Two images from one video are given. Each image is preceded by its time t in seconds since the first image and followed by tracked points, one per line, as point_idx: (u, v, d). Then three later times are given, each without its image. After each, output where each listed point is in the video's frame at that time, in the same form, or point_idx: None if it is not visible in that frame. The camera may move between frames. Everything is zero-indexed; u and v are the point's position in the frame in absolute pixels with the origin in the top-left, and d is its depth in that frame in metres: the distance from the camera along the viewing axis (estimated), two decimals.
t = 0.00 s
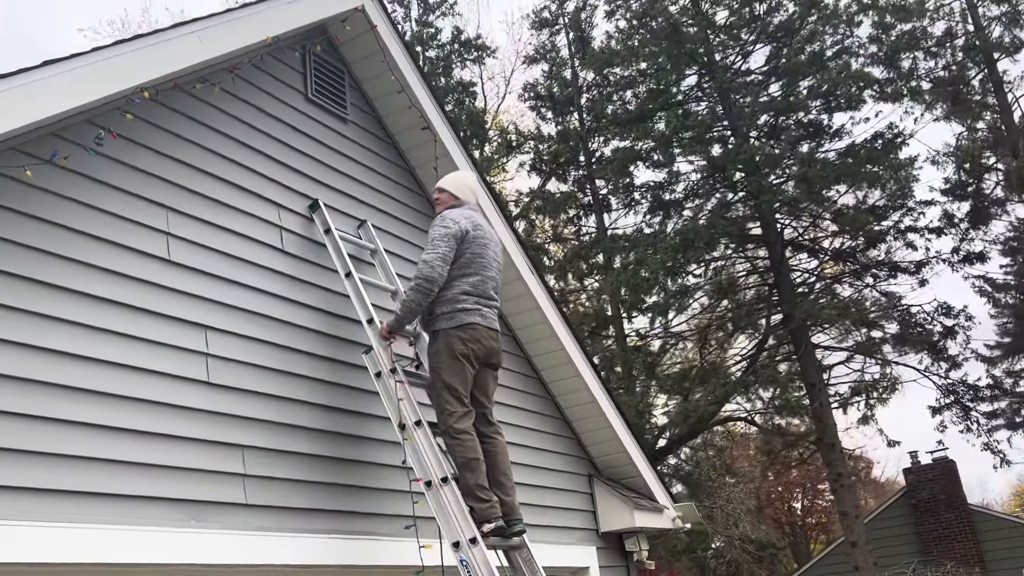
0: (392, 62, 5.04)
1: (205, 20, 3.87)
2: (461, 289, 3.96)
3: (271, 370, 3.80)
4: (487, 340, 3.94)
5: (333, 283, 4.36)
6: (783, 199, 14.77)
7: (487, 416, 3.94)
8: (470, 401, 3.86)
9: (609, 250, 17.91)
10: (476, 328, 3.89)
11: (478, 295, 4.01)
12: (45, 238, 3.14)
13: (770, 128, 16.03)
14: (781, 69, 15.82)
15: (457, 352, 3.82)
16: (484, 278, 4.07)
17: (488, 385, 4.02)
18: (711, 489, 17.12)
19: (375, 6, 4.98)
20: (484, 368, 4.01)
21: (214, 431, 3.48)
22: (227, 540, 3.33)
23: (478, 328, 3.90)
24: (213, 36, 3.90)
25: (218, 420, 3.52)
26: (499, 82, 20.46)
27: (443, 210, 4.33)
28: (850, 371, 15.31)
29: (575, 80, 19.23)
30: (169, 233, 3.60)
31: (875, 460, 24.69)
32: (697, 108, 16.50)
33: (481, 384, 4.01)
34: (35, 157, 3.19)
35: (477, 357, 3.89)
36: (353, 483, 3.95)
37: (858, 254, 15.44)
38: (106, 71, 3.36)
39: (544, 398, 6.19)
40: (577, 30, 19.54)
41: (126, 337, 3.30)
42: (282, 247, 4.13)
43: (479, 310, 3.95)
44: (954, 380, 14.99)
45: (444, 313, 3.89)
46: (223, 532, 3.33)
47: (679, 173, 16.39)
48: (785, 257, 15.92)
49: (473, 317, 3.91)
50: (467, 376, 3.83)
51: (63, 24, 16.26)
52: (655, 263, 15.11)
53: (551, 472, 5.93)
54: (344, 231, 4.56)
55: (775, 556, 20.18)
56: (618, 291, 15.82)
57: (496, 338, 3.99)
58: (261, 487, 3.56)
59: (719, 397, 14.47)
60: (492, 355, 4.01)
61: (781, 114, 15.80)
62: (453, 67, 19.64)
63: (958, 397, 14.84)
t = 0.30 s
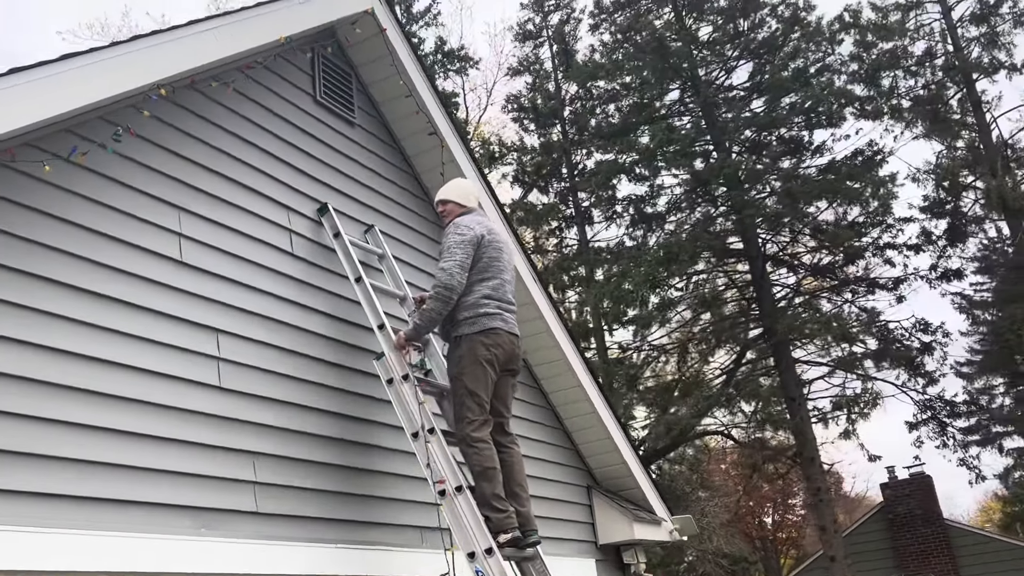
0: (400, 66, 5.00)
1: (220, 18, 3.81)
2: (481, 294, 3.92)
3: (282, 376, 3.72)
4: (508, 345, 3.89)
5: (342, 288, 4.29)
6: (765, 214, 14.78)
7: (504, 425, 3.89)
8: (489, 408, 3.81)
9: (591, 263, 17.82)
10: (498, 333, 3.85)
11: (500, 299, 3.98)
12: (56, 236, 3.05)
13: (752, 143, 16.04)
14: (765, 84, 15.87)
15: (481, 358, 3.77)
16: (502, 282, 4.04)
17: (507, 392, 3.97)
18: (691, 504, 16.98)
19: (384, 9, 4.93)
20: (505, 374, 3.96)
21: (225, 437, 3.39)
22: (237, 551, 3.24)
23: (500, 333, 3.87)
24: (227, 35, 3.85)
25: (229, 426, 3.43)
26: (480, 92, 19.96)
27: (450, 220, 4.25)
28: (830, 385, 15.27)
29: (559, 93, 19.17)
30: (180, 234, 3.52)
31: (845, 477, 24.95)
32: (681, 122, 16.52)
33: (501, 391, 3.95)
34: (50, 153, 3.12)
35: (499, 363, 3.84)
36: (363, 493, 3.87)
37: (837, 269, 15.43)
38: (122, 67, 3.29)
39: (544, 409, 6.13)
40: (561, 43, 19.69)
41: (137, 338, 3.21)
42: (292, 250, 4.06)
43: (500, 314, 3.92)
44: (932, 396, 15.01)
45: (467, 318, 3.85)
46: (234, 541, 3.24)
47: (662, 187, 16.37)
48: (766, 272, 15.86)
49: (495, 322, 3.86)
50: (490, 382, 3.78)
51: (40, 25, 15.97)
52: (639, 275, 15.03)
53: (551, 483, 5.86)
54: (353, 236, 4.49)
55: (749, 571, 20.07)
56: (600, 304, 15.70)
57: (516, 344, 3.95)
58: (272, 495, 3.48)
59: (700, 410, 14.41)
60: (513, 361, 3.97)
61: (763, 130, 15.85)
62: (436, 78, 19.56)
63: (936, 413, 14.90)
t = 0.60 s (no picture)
0: (401, 67, 4.94)
1: (223, 14, 3.74)
2: (490, 298, 3.87)
3: (284, 380, 3.64)
4: (518, 349, 3.84)
5: (343, 292, 4.21)
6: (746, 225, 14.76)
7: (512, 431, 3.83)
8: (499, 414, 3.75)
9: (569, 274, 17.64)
10: (510, 337, 3.80)
11: (509, 303, 3.93)
12: (52, 231, 2.95)
13: (733, 156, 16.03)
14: (747, 95, 15.86)
15: (493, 362, 3.71)
16: (510, 286, 3.98)
17: (515, 397, 3.91)
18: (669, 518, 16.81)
19: (385, 10, 4.88)
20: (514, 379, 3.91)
21: (228, 441, 3.30)
22: (243, 558, 3.13)
23: (512, 337, 3.81)
24: (231, 31, 3.78)
25: (232, 430, 3.34)
26: (460, 100, 19.60)
27: (453, 227, 4.18)
28: (809, 397, 15.04)
29: (540, 102, 19.05)
30: (182, 233, 3.44)
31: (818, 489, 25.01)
32: (662, 133, 16.47)
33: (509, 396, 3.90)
34: (53, 148, 3.03)
35: (510, 368, 3.78)
36: (365, 501, 3.79)
37: (815, 280, 15.43)
38: (128, 60, 3.22)
39: (539, 416, 6.06)
40: (542, 52, 19.65)
41: (139, 338, 3.12)
42: (293, 252, 3.97)
43: (511, 318, 3.86)
44: (908, 408, 14.78)
45: (477, 322, 3.80)
46: (238, 547, 3.15)
47: (642, 198, 16.31)
48: (746, 283, 15.77)
49: (505, 325, 3.81)
50: (502, 387, 3.73)
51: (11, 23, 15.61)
52: (622, 285, 14.91)
53: (546, 491, 5.79)
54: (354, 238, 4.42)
55: None
56: (579, 315, 15.44)
57: (526, 348, 3.89)
58: (275, 502, 3.38)
59: (678, 421, 14.29)
60: (522, 366, 3.92)
61: (744, 141, 15.85)
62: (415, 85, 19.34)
63: (912, 425, 14.72)
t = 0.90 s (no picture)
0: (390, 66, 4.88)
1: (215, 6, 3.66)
2: (483, 301, 3.81)
3: (270, 382, 3.55)
4: (512, 353, 3.78)
5: (331, 293, 4.13)
6: (721, 234, 14.78)
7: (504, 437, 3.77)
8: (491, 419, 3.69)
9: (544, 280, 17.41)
10: (504, 341, 3.74)
11: (503, 306, 3.87)
12: (32, 223, 2.83)
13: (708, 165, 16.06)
14: (724, 104, 15.92)
15: (486, 367, 3.66)
16: (504, 289, 3.93)
17: (507, 403, 3.86)
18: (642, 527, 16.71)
19: (376, 8, 4.82)
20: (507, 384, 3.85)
21: (215, 444, 3.20)
22: (240, 562, 3.01)
23: (506, 341, 3.76)
24: (223, 23, 3.70)
25: (218, 433, 3.24)
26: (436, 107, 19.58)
27: (445, 231, 4.12)
28: (781, 405, 14.87)
29: (517, 109, 18.98)
30: (170, 229, 3.35)
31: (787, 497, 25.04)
32: (638, 141, 16.47)
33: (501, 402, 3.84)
34: (40, 139, 2.93)
35: (503, 372, 3.73)
36: (352, 506, 3.71)
37: (787, 290, 15.48)
38: (119, 51, 3.13)
39: (523, 421, 6.00)
40: (519, 59, 19.61)
41: (126, 337, 3.02)
42: (282, 251, 3.89)
43: (505, 321, 3.81)
44: (878, 418, 14.89)
45: (471, 327, 3.74)
46: (225, 553, 3.05)
47: (618, 205, 16.30)
48: (720, 291, 15.74)
49: (499, 329, 3.75)
50: (495, 393, 3.68)
51: None
52: (597, 293, 14.85)
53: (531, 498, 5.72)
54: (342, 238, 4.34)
55: None
56: (555, 321, 15.37)
57: (519, 353, 3.84)
58: (262, 507, 3.29)
59: (652, 429, 14.37)
60: (515, 371, 3.87)
61: (720, 151, 15.87)
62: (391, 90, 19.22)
63: (882, 434, 14.73)
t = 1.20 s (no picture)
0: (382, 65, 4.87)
1: None
2: (476, 300, 3.79)
3: (260, 380, 3.50)
4: (505, 353, 3.76)
5: (321, 291, 4.09)
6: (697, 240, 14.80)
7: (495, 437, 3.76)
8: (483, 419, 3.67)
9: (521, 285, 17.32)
10: (496, 341, 3.73)
11: (495, 305, 3.84)
12: (28, 216, 2.79)
13: (686, 172, 16.09)
14: (701, 112, 15.97)
15: (478, 366, 3.63)
16: (496, 288, 3.91)
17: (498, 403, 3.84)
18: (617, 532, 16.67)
19: (369, 7, 4.81)
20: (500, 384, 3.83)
21: (206, 443, 3.16)
22: (236, 561, 2.97)
23: (498, 341, 3.74)
24: (217, 16, 3.66)
25: (208, 430, 3.19)
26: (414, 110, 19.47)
27: (434, 235, 4.10)
28: (755, 411, 14.91)
29: (495, 113, 18.91)
30: (161, 223, 3.30)
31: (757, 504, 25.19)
32: (617, 147, 16.48)
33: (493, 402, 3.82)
34: (33, 130, 2.88)
35: (496, 371, 3.71)
36: (339, 507, 3.67)
37: (761, 297, 15.57)
38: (115, 41, 3.09)
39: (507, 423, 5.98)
40: (499, 63, 19.56)
41: (121, 333, 2.98)
42: (272, 247, 3.85)
43: (498, 321, 3.78)
44: (850, 424, 15.03)
45: (464, 325, 3.71)
46: (216, 552, 3.00)
47: (595, 211, 16.31)
48: (696, 298, 15.70)
49: (491, 328, 3.73)
50: (487, 392, 3.66)
51: None
52: (575, 298, 14.81)
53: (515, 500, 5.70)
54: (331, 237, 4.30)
55: None
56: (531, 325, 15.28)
57: (511, 352, 3.82)
58: (251, 507, 3.25)
59: (627, 433, 14.40)
60: (506, 371, 3.85)
61: (698, 158, 15.89)
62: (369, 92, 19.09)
63: (854, 440, 14.95)
